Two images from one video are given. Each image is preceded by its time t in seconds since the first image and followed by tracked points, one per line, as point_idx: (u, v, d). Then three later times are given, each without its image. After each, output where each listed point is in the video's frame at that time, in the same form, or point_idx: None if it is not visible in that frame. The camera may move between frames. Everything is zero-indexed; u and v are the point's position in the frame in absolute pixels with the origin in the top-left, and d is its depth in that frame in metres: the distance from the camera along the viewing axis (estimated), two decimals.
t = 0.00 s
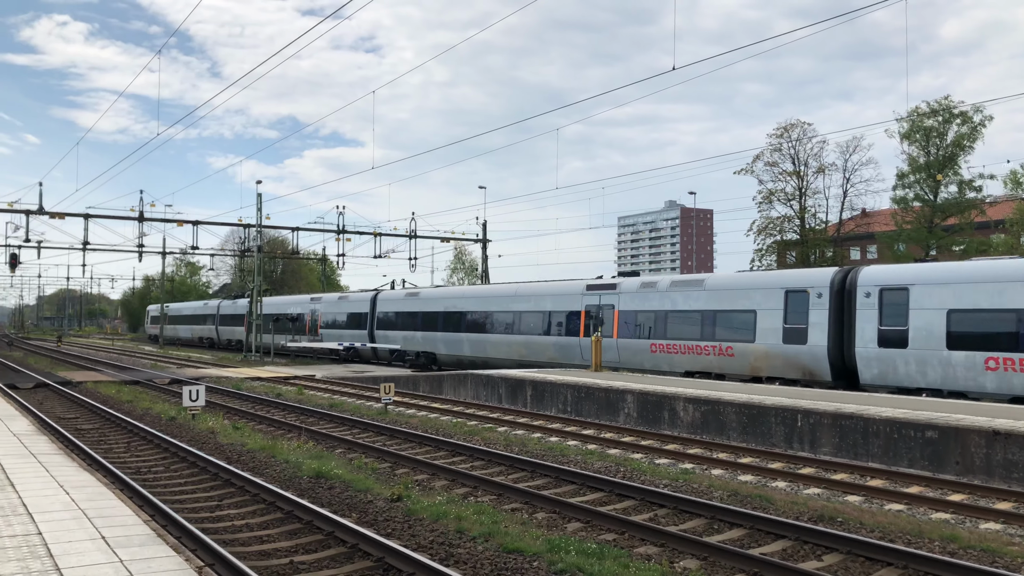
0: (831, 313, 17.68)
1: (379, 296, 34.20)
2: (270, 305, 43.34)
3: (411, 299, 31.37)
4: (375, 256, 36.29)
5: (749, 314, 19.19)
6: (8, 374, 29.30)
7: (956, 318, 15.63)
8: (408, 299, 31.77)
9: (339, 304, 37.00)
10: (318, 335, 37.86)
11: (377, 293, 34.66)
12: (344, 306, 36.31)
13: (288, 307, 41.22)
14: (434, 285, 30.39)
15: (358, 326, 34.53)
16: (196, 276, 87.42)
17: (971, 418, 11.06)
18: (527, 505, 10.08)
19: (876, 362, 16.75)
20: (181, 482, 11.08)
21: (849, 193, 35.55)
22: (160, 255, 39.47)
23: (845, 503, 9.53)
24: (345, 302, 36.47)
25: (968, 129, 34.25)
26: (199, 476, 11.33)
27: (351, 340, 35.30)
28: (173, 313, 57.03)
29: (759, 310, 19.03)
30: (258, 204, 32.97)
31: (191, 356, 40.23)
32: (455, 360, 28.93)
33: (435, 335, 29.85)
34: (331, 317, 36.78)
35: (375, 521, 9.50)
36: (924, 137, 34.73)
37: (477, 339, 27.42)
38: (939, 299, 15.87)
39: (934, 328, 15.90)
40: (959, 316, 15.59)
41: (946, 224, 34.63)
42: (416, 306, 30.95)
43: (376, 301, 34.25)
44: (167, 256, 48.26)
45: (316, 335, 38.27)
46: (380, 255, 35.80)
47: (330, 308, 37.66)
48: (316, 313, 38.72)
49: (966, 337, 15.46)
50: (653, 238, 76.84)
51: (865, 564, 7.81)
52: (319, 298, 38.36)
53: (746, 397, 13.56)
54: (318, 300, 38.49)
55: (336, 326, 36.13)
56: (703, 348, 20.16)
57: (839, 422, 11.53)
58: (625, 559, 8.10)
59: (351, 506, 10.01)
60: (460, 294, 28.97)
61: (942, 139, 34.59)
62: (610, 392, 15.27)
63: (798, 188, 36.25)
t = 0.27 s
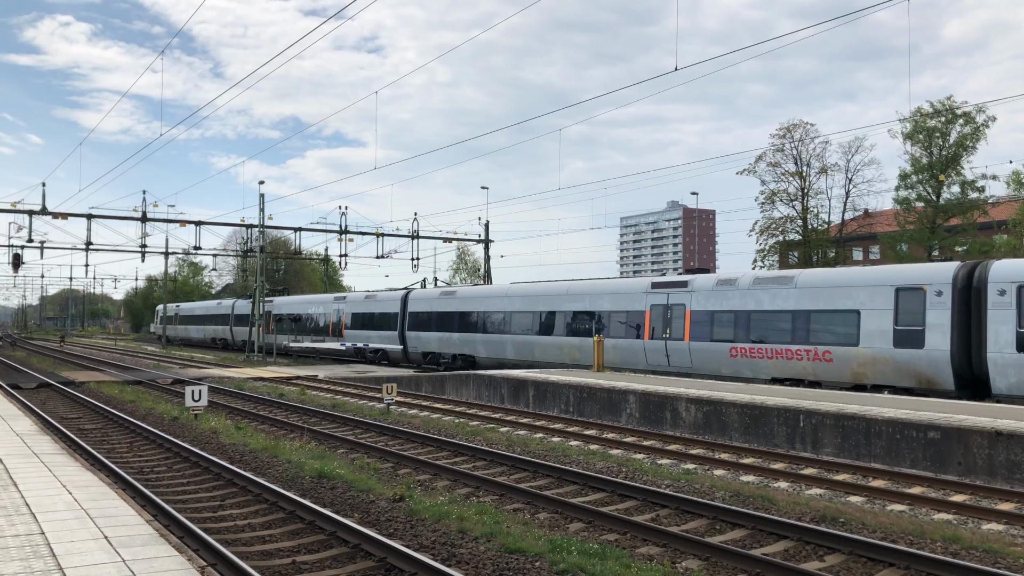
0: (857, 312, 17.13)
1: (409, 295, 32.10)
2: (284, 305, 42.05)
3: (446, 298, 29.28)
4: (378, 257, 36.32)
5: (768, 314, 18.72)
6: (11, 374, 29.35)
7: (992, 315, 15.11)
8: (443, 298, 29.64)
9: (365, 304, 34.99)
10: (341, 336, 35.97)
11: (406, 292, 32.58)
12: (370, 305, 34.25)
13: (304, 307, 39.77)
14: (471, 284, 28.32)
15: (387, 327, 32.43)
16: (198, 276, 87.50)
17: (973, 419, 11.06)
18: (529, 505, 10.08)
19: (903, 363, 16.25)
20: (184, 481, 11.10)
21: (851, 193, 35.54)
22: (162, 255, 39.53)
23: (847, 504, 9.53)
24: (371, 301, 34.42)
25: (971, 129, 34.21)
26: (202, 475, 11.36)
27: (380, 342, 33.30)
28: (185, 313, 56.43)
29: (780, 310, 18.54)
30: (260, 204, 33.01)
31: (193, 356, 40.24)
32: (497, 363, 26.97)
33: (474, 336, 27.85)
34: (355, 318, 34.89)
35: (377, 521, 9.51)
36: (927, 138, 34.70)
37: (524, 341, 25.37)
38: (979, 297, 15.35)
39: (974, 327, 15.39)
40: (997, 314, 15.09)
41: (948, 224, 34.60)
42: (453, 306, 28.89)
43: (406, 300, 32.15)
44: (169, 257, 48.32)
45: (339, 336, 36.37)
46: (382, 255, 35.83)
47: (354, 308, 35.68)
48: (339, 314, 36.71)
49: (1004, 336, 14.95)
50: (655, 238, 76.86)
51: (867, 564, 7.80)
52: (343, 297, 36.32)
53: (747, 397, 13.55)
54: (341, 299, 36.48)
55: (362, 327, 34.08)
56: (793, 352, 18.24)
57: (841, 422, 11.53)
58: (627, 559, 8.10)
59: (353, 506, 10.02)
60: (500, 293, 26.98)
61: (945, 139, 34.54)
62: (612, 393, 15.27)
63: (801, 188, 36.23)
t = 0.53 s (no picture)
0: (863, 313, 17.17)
1: (443, 294, 30.25)
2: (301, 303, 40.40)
3: (485, 297, 27.52)
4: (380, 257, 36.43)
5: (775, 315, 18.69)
6: (13, 374, 29.34)
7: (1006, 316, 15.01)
8: (482, 297, 27.80)
9: (393, 303, 33.14)
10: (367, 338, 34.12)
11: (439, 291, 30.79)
12: (400, 305, 32.34)
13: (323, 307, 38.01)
14: (511, 282, 26.58)
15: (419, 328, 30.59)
16: (200, 276, 87.42)
17: (975, 420, 11.07)
18: (531, 505, 10.08)
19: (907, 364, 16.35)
20: (185, 482, 11.10)
21: (853, 194, 35.52)
22: (164, 256, 39.52)
23: (848, 505, 9.53)
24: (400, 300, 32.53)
25: (973, 130, 34.19)
26: (203, 476, 11.37)
27: (410, 344, 31.40)
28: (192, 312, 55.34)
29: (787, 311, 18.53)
30: (262, 205, 33.01)
31: (195, 357, 40.14)
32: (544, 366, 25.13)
33: (517, 337, 26.07)
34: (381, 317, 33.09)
35: (378, 521, 9.51)
36: (928, 138, 34.68)
37: (576, 343, 23.54)
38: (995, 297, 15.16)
39: (981, 327, 15.36)
40: (1004, 314, 15.08)
41: (950, 225, 34.57)
42: (493, 306, 27.15)
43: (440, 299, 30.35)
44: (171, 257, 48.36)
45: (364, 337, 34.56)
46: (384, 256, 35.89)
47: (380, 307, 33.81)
48: (364, 313, 34.85)
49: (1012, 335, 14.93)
50: (657, 239, 76.79)
51: (869, 565, 7.80)
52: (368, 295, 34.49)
53: (749, 398, 13.56)
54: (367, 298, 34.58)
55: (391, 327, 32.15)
56: (904, 357, 16.45)
57: (843, 423, 11.54)
58: (629, 560, 8.10)
59: (355, 507, 10.03)
60: (544, 292, 25.30)
61: (947, 140, 34.50)
62: (614, 393, 15.27)
63: (802, 189, 36.20)
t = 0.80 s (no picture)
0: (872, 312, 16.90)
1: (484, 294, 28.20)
2: (323, 305, 38.40)
3: (535, 297, 25.53)
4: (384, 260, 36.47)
5: (781, 316, 18.54)
6: (18, 377, 29.42)
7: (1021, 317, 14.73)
8: (531, 297, 25.79)
9: (426, 304, 31.03)
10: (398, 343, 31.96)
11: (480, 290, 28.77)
12: (438, 305, 30.18)
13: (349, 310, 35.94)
14: (561, 281, 24.83)
15: (455, 330, 28.57)
16: (203, 280, 87.46)
17: (981, 420, 11.05)
18: (536, 507, 10.08)
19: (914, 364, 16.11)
20: (190, 485, 11.11)
21: (857, 194, 35.46)
22: (167, 259, 39.55)
23: (853, 505, 9.51)
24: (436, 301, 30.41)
25: (977, 129, 34.11)
26: (208, 479, 11.37)
27: (447, 348, 29.28)
28: (205, 315, 54.50)
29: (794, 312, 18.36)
30: (265, 207, 33.07)
31: (199, 360, 40.21)
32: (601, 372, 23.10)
33: (570, 341, 24.08)
34: (412, 320, 30.96)
35: (383, 523, 9.51)
36: (932, 137, 34.62)
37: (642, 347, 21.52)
38: (1010, 297, 14.85)
39: (974, 328, 15.36)
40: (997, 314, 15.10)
41: (954, 225, 34.50)
42: (541, 307, 25.25)
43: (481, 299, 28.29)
44: (175, 261, 48.44)
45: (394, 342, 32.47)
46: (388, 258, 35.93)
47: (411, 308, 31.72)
48: (394, 315, 32.74)
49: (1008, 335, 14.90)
50: (661, 240, 76.75)
51: (874, 565, 7.79)
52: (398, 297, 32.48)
53: (753, 399, 13.54)
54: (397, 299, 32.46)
55: (427, 331, 29.96)
56: (905, 358, 16.34)
57: (848, 423, 11.52)
58: (633, 561, 8.10)
59: (359, 509, 10.03)
60: (601, 292, 23.45)
61: (951, 139, 34.45)
62: (618, 395, 15.26)
63: (805, 189, 36.15)
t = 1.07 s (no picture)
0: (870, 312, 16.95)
1: (525, 294, 26.50)
2: (347, 306, 36.41)
3: (588, 296, 23.76)
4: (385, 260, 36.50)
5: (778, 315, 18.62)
6: (20, 379, 29.48)
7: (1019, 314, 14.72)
8: (583, 295, 24.03)
9: (461, 304, 29.21)
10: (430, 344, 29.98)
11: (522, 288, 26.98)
12: (477, 305, 28.27)
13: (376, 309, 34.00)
14: (617, 277, 23.04)
15: (497, 331, 26.77)
16: (204, 281, 87.53)
17: (982, 418, 11.05)
18: (537, 507, 10.08)
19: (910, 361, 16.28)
20: (192, 486, 11.12)
21: (857, 192, 35.47)
22: (168, 260, 39.57)
23: (855, 504, 9.51)
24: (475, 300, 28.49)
25: (978, 127, 34.10)
26: (210, 480, 11.38)
27: (485, 349, 27.39)
28: (216, 315, 52.70)
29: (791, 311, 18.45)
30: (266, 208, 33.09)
31: (201, 361, 40.26)
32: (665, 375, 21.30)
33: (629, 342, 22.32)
34: (446, 320, 28.96)
35: (385, 524, 9.52)
36: (933, 136, 34.61)
37: (676, 348, 20.76)
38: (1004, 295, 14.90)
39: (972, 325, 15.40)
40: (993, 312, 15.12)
41: (954, 223, 34.51)
42: (596, 306, 23.42)
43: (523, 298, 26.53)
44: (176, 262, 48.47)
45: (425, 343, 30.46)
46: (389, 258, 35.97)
47: (445, 308, 29.82)
48: (424, 315, 30.92)
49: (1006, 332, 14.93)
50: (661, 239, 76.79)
51: (876, 564, 7.78)
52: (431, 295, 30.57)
53: (755, 398, 13.55)
54: (429, 298, 30.64)
55: (463, 332, 28.07)
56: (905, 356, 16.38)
57: (849, 422, 11.51)
58: (635, 560, 8.10)
59: (361, 510, 10.04)
60: (660, 289, 21.72)
61: (951, 138, 34.44)
62: (619, 394, 15.26)
63: (806, 188, 36.16)
